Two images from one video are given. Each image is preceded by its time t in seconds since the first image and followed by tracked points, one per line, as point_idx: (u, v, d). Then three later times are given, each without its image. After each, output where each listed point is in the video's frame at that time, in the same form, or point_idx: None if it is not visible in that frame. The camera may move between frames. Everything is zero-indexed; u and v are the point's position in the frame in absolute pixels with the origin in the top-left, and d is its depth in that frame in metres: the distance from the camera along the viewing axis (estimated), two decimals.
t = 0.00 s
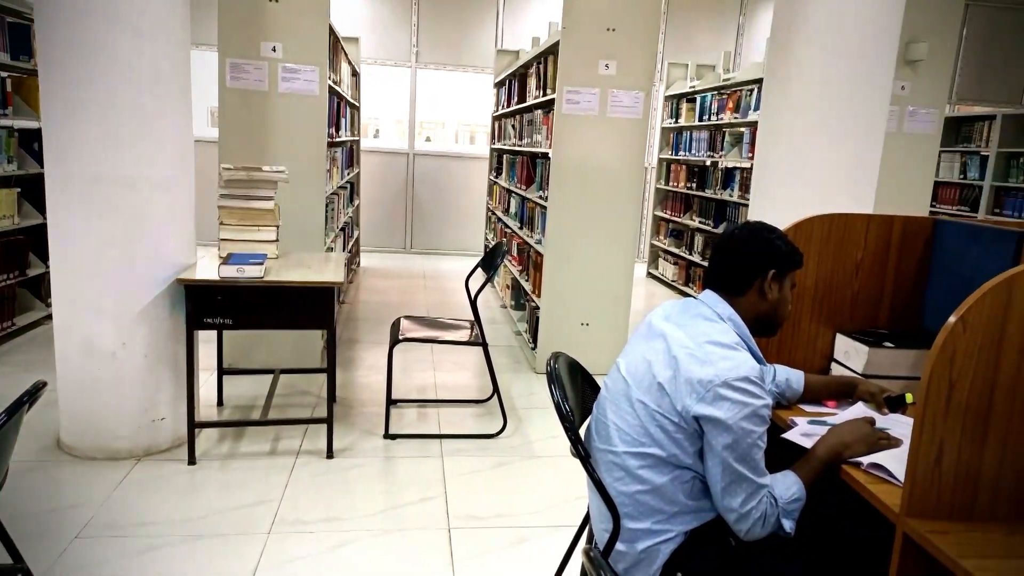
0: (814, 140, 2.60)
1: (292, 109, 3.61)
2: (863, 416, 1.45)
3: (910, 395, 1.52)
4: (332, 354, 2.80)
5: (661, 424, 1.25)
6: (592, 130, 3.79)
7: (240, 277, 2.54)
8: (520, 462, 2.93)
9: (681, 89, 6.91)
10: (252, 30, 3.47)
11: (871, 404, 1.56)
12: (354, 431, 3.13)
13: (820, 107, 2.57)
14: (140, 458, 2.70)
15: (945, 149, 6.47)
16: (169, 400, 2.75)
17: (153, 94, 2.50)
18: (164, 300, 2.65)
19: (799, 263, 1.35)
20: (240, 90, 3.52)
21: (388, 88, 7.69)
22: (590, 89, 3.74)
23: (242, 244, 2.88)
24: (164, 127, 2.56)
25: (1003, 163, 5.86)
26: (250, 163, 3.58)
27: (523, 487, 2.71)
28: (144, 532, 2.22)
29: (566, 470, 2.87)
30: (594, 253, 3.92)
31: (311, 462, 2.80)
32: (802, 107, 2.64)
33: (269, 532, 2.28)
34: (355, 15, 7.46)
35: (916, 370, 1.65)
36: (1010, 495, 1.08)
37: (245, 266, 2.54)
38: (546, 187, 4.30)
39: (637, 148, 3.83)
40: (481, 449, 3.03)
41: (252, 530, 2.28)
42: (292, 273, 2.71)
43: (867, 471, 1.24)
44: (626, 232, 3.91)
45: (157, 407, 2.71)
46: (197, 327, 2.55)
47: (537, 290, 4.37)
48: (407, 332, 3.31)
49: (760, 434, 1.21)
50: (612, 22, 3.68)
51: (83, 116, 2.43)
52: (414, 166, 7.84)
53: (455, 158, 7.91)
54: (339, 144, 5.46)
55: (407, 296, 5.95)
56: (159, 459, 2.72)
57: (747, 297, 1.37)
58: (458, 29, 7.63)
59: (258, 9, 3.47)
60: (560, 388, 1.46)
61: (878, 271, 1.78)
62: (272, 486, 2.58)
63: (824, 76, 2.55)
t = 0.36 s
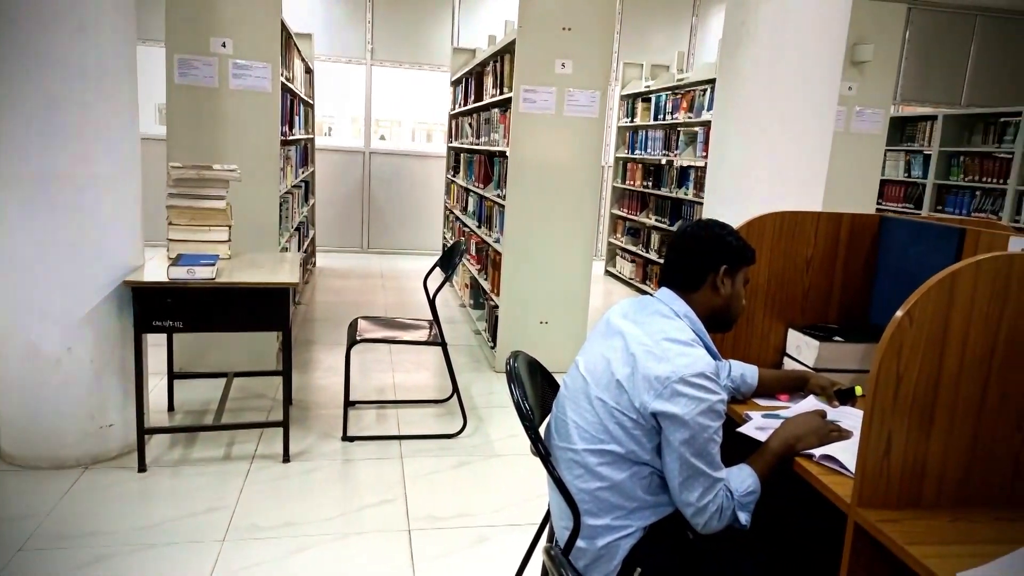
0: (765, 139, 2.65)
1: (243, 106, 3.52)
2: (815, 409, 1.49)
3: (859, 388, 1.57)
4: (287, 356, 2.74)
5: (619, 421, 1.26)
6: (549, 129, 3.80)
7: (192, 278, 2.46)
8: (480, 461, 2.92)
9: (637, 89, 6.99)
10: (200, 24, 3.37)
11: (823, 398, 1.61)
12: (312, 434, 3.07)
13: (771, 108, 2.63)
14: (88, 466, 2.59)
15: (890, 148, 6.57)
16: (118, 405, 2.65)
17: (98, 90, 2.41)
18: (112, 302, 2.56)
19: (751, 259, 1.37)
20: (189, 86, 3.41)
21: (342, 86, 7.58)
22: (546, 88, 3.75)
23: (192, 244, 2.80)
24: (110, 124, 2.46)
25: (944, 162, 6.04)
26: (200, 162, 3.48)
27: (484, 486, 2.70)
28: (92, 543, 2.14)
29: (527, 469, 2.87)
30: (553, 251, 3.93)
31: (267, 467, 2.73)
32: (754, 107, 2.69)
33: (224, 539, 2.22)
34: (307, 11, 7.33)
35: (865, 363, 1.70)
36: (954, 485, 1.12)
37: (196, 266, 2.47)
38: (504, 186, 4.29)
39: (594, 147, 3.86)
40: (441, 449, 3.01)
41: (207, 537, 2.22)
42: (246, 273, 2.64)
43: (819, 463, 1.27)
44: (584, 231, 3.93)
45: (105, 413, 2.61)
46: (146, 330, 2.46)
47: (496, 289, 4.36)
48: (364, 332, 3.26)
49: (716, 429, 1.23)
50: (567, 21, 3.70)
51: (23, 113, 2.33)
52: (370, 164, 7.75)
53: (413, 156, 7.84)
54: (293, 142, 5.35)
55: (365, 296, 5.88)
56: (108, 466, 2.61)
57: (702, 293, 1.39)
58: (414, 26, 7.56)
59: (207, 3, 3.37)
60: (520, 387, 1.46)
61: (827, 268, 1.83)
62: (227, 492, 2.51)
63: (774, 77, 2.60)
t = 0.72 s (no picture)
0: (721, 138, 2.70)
1: (194, 103, 3.42)
2: (770, 403, 1.52)
3: (812, 382, 1.61)
4: (243, 359, 2.67)
5: (581, 418, 1.27)
6: (508, 128, 3.80)
7: (141, 280, 2.38)
8: (442, 461, 2.90)
9: (594, 88, 7.05)
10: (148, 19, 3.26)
11: (777, 391, 1.65)
12: (269, 438, 3.00)
13: (724, 108, 2.68)
14: (33, 476, 2.48)
15: (840, 146, 7.00)
16: (65, 412, 2.55)
17: (43, 86, 2.31)
18: (57, 305, 2.46)
19: (708, 256, 1.39)
20: (136, 83, 3.31)
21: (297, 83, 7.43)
22: (505, 86, 3.74)
23: (142, 245, 2.71)
24: (55, 121, 2.37)
25: (891, 159, 6.38)
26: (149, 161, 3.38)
27: (447, 487, 2.68)
28: (37, 556, 2.05)
29: (489, 468, 2.87)
30: (513, 250, 3.93)
31: (223, 472, 2.66)
32: (709, 107, 2.74)
33: (179, 547, 2.15)
34: (260, 6, 7.17)
35: (818, 357, 1.74)
36: (903, 475, 1.15)
37: (146, 268, 2.39)
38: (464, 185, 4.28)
39: (553, 145, 3.87)
40: (402, 450, 2.99)
41: (161, 546, 2.15)
42: (199, 274, 2.57)
43: (775, 456, 1.30)
44: (544, 229, 3.94)
45: (51, 420, 2.51)
46: (94, 334, 2.37)
47: (456, 288, 4.34)
48: (323, 333, 3.21)
49: (675, 425, 1.24)
50: (525, 20, 3.70)
51: None
52: (327, 162, 7.63)
53: (371, 154, 7.75)
54: (247, 140, 5.23)
55: (323, 296, 5.79)
56: (55, 475, 2.51)
57: (660, 290, 1.40)
58: (370, 23, 7.47)
59: None
60: (481, 386, 1.45)
61: (780, 264, 1.87)
62: (182, 499, 2.44)
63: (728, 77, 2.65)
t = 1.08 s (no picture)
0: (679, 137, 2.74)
1: (145, 100, 3.32)
2: (729, 398, 1.55)
3: (769, 377, 1.65)
4: (198, 362, 2.60)
5: (544, 418, 1.27)
6: (468, 126, 3.78)
7: (89, 281, 2.30)
8: (405, 462, 2.87)
9: (554, 87, 7.08)
10: (95, 13, 3.15)
11: (735, 386, 1.68)
12: (226, 442, 2.93)
13: (681, 107, 2.71)
14: None
15: (793, 146, 7.21)
16: (11, 420, 2.45)
17: None
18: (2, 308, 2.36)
19: (668, 254, 1.41)
20: (83, 78, 3.19)
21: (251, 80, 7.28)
22: (465, 85, 3.73)
23: (91, 246, 2.61)
24: None
25: (842, 158, 6.57)
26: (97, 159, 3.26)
27: (409, 488, 2.66)
28: None
29: (453, 468, 2.85)
30: (475, 249, 3.92)
31: (179, 478, 2.59)
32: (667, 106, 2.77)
33: (133, 555, 2.09)
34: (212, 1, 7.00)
35: (774, 353, 1.78)
36: (856, 468, 1.19)
37: (94, 270, 2.31)
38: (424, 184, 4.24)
39: (513, 144, 3.87)
40: (363, 451, 2.95)
41: (114, 555, 2.08)
42: (151, 276, 2.49)
43: (734, 450, 1.33)
44: (506, 227, 3.94)
45: None
46: (41, 338, 2.28)
47: (417, 287, 4.31)
48: (281, 334, 3.15)
49: (637, 422, 1.25)
50: (484, 18, 3.69)
51: None
52: (283, 161, 7.49)
53: (329, 153, 7.64)
54: (200, 138, 5.10)
55: (280, 297, 5.68)
56: None
57: (621, 289, 1.41)
58: (327, 20, 7.36)
59: None
60: (444, 386, 1.44)
61: (737, 262, 1.90)
62: (136, 506, 2.37)
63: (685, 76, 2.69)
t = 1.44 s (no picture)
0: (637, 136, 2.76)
1: (92, 97, 3.21)
2: (690, 394, 1.57)
3: (728, 372, 1.67)
4: (151, 365, 2.52)
5: (506, 417, 1.26)
6: (428, 124, 3.76)
7: (35, 285, 2.20)
8: (366, 464, 2.83)
9: (514, 86, 7.07)
10: (37, 5, 3.02)
11: (695, 382, 1.71)
12: (181, 448, 2.85)
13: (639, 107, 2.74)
14: None
15: (749, 145, 7.36)
16: None
17: None
18: None
19: (628, 252, 1.42)
20: (25, 72, 3.05)
21: (203, 76, 7.09)
22: (424, 82, 3.70)
23: (37, 248, 2.51)
24: None
25: (796, 158, 6.73)
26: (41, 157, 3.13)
27: (370, 490, 2.63)
28: None
29: (415, 469, 2.82)
30: (436, 248, 3.89)
31: (132, 485, 2.51)
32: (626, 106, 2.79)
33: (84, 566, 2.02)
34: None
35: (733, 349, 1.81)
36: (813, 460, 1.21)
37: (40, 272, 2.21)
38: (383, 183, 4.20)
39: (473, 142, 3.85)
40: (324, 454, 2.90)
41: (63, 567, 2.00)
42: (101, 278, 2.40)
43: (695, 445, 1.35)
44: (467, 225, 3.91)
45: None
46: None
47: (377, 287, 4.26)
48: (238, 336, 3.07)
49: (600, 420, 1.26)
50: (442, 15, 3.67)
51: None
52: (239, 160, 7.34)
53: (286, 151, 7.50)
54: (151, 136, 4.94)
55: (237, 298, 5.56)
56: None
57: (582, 286, 1.42)
58: (283, 16, 7.22)
59: None
60: (405, 387, 1.42)
61: (696, 260, 1.93)
62: (87, 515, 2.29)
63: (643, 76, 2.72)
